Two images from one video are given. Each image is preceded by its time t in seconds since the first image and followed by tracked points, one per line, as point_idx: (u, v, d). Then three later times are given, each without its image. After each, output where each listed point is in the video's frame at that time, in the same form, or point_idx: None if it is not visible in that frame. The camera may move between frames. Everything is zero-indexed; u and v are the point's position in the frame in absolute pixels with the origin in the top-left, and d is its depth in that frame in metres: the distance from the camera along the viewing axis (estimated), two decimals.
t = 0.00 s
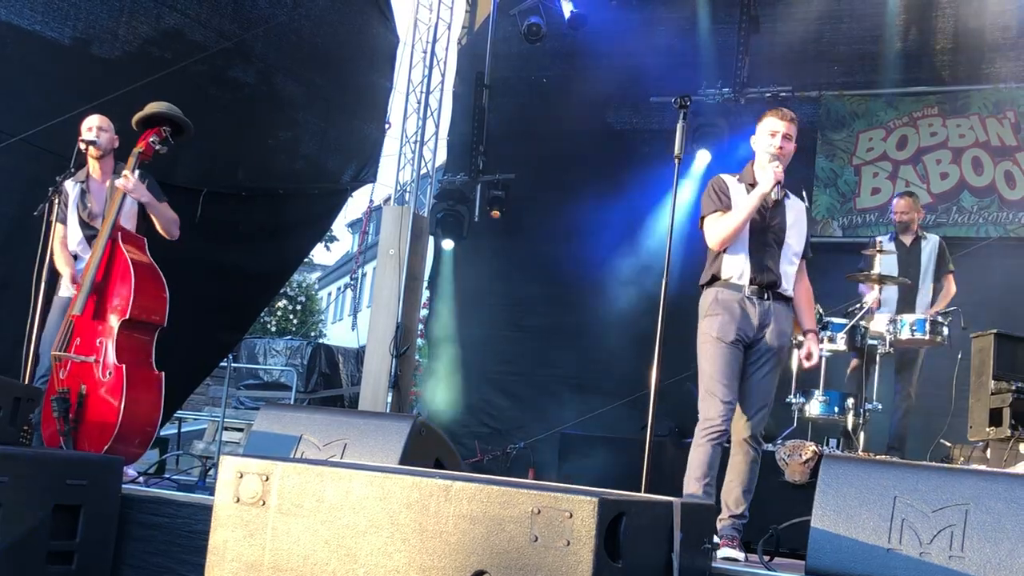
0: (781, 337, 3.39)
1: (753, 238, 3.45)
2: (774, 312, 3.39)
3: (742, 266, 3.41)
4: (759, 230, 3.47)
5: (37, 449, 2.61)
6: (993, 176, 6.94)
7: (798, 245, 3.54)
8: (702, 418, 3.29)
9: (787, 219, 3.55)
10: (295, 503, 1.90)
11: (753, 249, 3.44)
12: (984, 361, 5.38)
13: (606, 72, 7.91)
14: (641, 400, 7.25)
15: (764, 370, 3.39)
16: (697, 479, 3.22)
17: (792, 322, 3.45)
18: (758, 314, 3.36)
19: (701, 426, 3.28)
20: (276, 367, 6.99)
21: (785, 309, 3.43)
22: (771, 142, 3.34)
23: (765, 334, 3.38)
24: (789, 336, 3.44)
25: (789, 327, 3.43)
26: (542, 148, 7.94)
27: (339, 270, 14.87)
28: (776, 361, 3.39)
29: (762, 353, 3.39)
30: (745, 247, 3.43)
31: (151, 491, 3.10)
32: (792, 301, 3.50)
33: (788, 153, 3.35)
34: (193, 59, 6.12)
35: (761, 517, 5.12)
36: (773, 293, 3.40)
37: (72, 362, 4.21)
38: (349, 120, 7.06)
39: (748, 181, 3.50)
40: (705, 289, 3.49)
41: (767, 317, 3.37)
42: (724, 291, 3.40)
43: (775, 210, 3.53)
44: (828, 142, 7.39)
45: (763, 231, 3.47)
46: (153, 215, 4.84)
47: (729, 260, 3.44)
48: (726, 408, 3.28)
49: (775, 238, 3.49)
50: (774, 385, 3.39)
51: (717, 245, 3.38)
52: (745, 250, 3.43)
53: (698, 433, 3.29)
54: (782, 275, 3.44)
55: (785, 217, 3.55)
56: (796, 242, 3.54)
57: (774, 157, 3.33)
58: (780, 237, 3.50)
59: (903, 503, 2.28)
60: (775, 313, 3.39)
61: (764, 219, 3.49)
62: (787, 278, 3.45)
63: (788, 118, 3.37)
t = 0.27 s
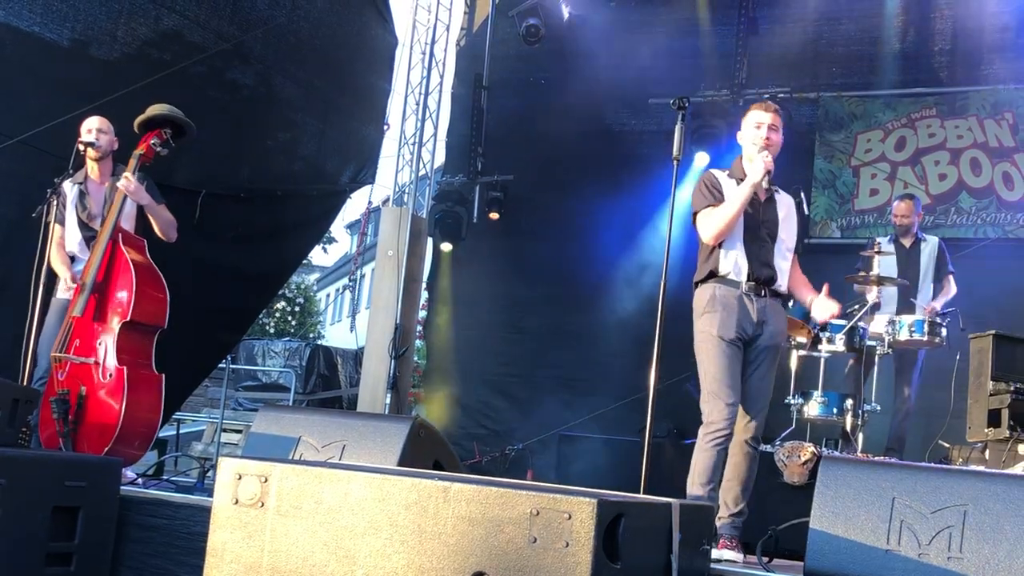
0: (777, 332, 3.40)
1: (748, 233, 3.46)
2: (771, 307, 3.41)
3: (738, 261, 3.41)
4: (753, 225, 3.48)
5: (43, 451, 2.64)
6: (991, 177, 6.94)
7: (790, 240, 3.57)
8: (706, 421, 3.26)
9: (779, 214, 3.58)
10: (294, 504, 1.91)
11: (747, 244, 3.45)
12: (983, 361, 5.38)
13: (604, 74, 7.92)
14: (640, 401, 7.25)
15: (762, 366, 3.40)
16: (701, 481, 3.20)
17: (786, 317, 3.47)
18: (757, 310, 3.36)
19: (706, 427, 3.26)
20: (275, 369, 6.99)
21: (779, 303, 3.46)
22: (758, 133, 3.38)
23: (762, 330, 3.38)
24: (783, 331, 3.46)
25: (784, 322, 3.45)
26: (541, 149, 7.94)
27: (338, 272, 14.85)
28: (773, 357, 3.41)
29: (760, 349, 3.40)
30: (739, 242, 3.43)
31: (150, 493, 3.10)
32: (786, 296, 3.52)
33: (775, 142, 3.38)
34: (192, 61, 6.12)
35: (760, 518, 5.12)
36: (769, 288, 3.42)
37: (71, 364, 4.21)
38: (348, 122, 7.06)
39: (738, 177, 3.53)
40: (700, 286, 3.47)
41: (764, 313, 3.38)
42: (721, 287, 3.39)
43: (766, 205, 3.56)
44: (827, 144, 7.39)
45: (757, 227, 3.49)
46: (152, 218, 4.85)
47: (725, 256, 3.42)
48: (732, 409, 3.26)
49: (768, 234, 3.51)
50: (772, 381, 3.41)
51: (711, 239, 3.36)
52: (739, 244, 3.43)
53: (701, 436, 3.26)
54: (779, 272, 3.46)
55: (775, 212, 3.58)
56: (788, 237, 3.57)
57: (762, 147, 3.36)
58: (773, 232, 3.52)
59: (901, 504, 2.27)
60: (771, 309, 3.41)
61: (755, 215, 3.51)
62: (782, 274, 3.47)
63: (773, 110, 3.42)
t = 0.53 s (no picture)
0: (772, 326, 3.40)
1: (738, 225, 3.46)
2: (764, 302, 3.40)
3: (729, 254, 3.41)
4: (744, 217, 3.49)
5: (48, 451, 2.67)
6: (989, 179, 6.95)
7: (783, 229, 3.57)
8: (697, 422, 3.27)
9: (769, 204, 3.59)
10: (292, 506, 1.91)
11: (737, 235, 3.45)
12: (980, 363, 5.37)
13: (602, 75, 7.92)
14: (638, 403, 7.25)
15: (757, 361, 3.39)
16: (694, 482, 3.21)
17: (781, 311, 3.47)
18: (751, 305, 3.36)
19: (696, 427, 3.27)
20: (273, 371, 6.99)
21: (772, 297, 3.46)
22: (739, 121, 3.35)
23: (757, 325, 3.38)
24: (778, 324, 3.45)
25: (778, 316, 3.44)
26: (539, 151, 7.94)
27: (337, 273, 14.83)
28: (768, 351, 3.40)
29: (754, 344, 3.39)
30: (729, 235, 3.44)
31: (148, 495, 3.09)
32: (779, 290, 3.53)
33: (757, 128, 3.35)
34: (190, 62, 6.13)
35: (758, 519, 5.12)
36: (762, 282, 3.42)
37: (70, 365, 4.22)
38: (346, 124, 7.06)
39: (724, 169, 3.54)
40: (691, 282, 3.47)
41: (758, 307, 3.38)
42: (713, 281, 3.39)
43: (755, 196, 3.57)
44: (825, 146, 7.40)
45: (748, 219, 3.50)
46: (148, 221, 4.85)
47: (716, 250, 3.42)
48: (719, 410, 3.28)
49: (761, 225, 3.51)
50: (769, 376, 3.40)
51: (702, 232, 3.35)
52: (729, 237, 3.44)
53: (692, 438, 3.27)
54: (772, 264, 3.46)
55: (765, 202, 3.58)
56: (780, 226, 3.56)
57: (744, 135, 3.33)
58: (765, 222, 3.52)
59: (900, 505, 2.28)
60: (765, 303, 3.40)
61: (744, 206, 3.52)
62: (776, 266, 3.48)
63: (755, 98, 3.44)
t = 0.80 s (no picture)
0: (767, 325, 3.38)
1: (728, 223, 3.48)
2: (757, 300, 3.39)
3: (721, 252, 3.41)
4: (733, 215, 3.50)
5: (43, 454, 2.66)
6: (986, 179, 6.95)
7: (772, 228, 3.59)
8: (690, 424, 3.27)
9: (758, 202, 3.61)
10: (289, 508, 1.91)
11: (727, 233, 3.46)
12: (978, 364, 5.37)
13: (600, 76, 7.92)
14: (636, 404, 7.25)
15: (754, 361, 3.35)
16: (689, 484, 3.20)
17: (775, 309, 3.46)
18: (744, 304, 3.35)
19: (689, 429, 3.26)
20: (271, 372, 6.99)
21: (766, 295, 3.45)
22: (728, 118, 3.38)
23: (751, 324, 3.36)
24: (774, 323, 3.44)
25: (772, 315, 3.43)
26: (537, 152, 7.94)
27: (334, 275, 14.82)
28: (766, 350, 3.35)
29: (750, 343, 3.36)
30: (719, 234, 3.45)
31: (147, 497, 3.10)
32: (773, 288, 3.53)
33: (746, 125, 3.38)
34: (188, 64, 6.13)
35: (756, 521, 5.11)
36: (755, 280, 3.41)
37: (67, 366, 4.19)
38: (344, 125, 7.06)
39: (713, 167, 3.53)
40: (684, 282, 3.47)
41: (752, 306, 3.37)
42: (706, 280, 3.38)
43: (745, 194, 3.58)
44: (823, 147, 7.40)
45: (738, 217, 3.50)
46: (150, 221, 4.85)
47: (707, 249, 3.42)
48: (713, 412, 3.26)
49: (751, 223, 3.53)
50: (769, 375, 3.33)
51: (692, 234, 3.35)
52: (720, 236, 3.45)
53: (686, 440, 3.27)
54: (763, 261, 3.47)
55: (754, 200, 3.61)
56: (770, 225, 3.59)
57: (733, 132, 3.36)
58: (754, 220, 3.54)
59: (897, 507, 2.27)
60: (758, 302, 3.39)
61: (735, 205, 3.54)
62: (767, 263, 3.49)
63: (742, 94, 3.41)
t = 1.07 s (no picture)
0: (767, 323, 3.32)
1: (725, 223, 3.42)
2: (755, 299, 3.34)
3: (717, 255, 3.35)
4: (729, 213, 3.44)
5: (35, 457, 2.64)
6: (982, 182, 6.97)
7: (768, 225, 3.53)
8: (685, 424, 3.26)
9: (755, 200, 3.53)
10: (285, 510, 1.89)
11: (723, 234, 3.41)
12: (973, 366, 5.37)
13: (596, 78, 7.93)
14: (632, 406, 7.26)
15: (753, 360, 3.30)
16: (682, 483, 3.18)
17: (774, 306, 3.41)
18: (740, 303, 3.30)
19: (683, 430, 3.25)
20: (268, 375, 6.98)
21: (765, 293, 3.39)
22: (718, 117, 3.35)
23: (749, 323, 3.31)
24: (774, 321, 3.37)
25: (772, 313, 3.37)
26: (533, 154, 7.94)
27: (331, 278, 14.80)
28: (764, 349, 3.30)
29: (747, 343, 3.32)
30: (716, 237, 3.39)
31: (142, 500, 3.09)
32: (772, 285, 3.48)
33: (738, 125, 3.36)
34: (184, 66, 6.13)
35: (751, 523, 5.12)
36: (752, 278, 3.36)
37: (63, 369, 4.19)
38: (340, 128, 7.06)
39: (705, 166, 3.51)
40: (680, 284, 3.43)
41: (749, 305, 3.32)
42: (701, 281, 3.35)
43: (740, 193, 3.50)
44: (819, 149, 7.41)
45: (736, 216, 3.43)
46: (146, 221, 4.84)
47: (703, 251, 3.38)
48: (706, 413, 3.26)
49: (747, 220, 3.47)
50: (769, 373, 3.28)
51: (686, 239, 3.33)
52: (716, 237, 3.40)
53: (679, 440, 3.26)
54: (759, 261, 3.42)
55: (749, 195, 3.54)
56: (765, 222, 3.52)
57: (723, 131, 3.34)
58: (750, 219, 3.47)
59: (893, 509, 2.26)
60: (756, 301, 3.34)
61: (730, 202, 3.48)
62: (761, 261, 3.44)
63: (731, 90, 3.37)
